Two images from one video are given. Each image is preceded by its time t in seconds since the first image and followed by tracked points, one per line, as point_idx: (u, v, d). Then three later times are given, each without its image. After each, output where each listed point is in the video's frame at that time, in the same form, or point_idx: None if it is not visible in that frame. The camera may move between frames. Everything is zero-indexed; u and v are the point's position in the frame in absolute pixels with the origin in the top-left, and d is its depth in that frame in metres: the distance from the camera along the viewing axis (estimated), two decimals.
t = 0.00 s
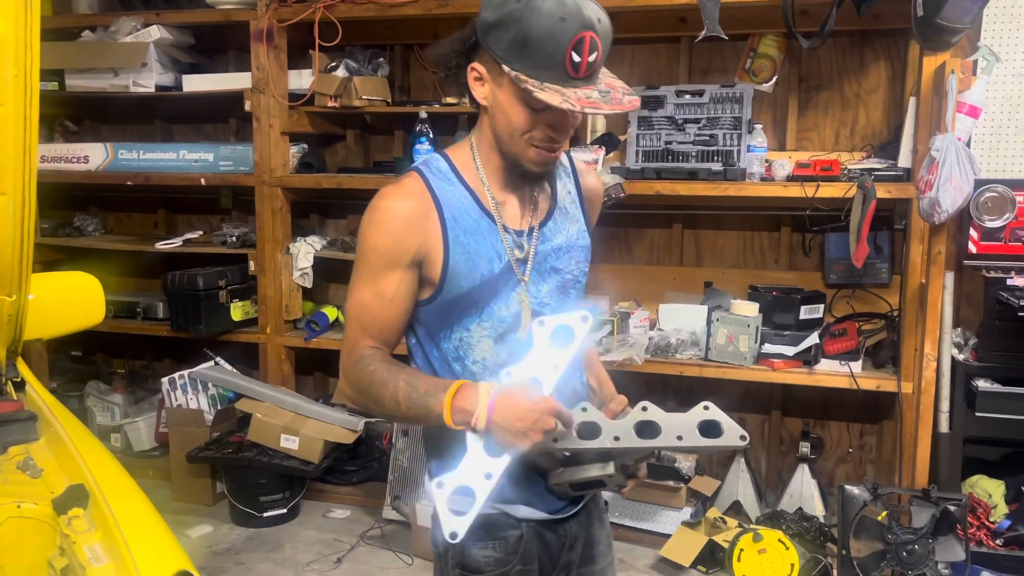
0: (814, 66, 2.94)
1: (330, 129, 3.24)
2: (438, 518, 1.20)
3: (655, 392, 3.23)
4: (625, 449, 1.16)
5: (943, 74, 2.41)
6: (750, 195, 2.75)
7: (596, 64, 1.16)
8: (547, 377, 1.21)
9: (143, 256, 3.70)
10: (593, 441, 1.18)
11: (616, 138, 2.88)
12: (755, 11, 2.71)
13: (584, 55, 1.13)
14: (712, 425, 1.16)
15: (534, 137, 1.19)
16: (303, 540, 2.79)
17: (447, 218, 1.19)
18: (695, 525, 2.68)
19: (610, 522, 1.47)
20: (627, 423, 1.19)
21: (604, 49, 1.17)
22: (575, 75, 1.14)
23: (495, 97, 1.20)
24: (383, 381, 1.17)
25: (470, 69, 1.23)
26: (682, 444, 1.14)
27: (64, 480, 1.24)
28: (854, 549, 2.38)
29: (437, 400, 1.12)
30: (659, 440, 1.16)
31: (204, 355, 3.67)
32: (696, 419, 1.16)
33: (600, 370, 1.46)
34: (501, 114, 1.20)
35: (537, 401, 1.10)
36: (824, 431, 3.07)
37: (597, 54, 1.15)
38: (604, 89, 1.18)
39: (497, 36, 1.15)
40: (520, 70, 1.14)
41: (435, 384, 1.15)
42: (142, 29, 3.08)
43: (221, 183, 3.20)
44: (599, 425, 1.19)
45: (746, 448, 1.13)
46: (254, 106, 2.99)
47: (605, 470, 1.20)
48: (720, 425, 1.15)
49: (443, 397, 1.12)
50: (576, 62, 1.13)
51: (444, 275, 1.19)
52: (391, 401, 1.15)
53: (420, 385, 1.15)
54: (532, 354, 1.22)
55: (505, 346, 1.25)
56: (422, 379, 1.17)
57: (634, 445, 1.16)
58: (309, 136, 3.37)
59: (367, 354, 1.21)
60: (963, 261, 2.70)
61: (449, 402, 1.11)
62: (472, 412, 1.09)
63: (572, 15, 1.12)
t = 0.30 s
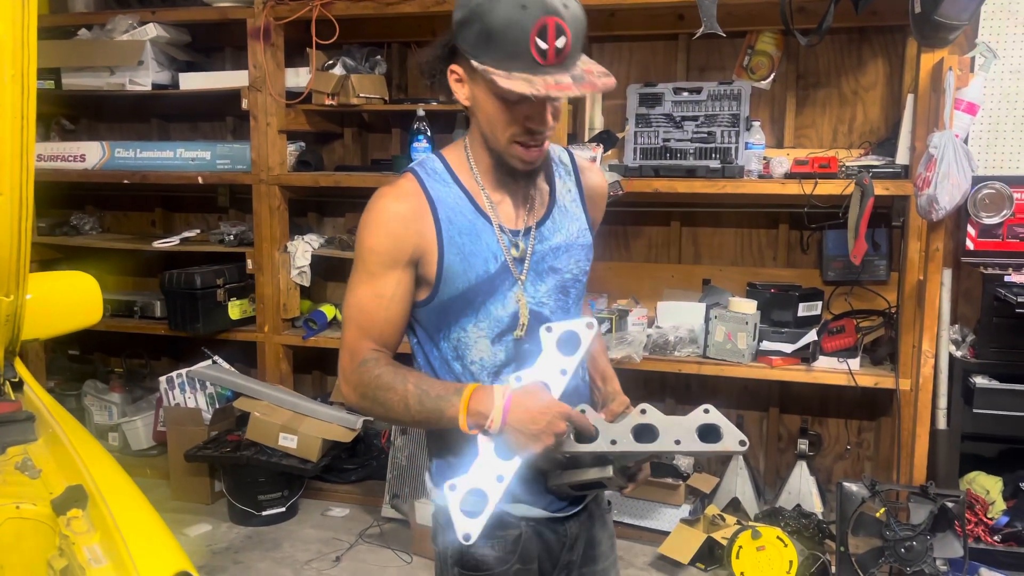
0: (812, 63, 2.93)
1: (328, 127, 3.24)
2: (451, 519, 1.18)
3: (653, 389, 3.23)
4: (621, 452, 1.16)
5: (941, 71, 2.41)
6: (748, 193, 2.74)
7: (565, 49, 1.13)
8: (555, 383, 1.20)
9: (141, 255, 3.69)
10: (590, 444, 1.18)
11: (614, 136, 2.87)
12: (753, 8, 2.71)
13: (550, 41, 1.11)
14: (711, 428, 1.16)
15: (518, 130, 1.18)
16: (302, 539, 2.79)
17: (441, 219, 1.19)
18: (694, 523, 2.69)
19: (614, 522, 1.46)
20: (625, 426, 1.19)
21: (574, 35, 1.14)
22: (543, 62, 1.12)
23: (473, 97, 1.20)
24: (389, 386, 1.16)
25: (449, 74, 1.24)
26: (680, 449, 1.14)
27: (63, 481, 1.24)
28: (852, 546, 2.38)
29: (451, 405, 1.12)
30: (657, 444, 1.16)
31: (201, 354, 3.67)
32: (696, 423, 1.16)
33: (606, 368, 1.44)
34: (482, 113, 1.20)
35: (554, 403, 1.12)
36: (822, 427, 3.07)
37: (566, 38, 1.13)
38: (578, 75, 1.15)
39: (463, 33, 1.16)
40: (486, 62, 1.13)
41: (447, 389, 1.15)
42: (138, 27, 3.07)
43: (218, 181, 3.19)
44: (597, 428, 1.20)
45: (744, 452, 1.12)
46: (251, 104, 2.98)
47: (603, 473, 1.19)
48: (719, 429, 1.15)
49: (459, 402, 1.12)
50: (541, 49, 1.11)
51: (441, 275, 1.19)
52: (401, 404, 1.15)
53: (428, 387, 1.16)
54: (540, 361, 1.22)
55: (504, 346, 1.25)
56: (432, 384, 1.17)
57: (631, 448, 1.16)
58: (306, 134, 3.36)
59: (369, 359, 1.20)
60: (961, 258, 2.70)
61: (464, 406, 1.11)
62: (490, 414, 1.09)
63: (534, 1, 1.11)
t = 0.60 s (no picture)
0: (812, 61, 2.93)
1: (327, 126, 3.24)
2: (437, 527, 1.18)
3: (653, 387, 3.24)
4: (627, 452, 1.16)
5: (940, 69, 2.41)
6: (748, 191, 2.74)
7: (526, 4, 1.14)
8: (552, 398, 1.19)
9: (140, 254, 3.69)
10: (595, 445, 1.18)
11: (614, 134, 2.87)
12: (752, 7, 2.71)
13: None
14: (716, 429, 1.15)
15: (501, 104, 1.18)
16: (303, 537, 2.80)
17: (443, 217, 1.19)
18: (694, 521, 2.69)
19: (617, 520, 1.47)
20: (629, 425, 1.19)
21: None
22: (502, 16, 1.14)
23: (459, 77, 1.23)
24: (385, 384, 1.15)
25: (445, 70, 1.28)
26: (684, 449, 1.14)
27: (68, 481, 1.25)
28: (852, 543, 2.39)
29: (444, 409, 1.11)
30: (661, 444, 1.16)
31: (201, 353, 3.67)
32: (700, 423, 1.16)
33: (611, 366, 1.45)
34: (473, 103, 1.21)
35: (545, 415, 1.08)
36: (822, 425, 3.08)
37: None
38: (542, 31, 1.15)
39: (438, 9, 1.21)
40: (451, 22, 1.16)
41: (441, 392, 1.15)
42: (137, 26, 3.07)
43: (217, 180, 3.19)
44: (601, 428, 1.19)
45: (749, 453, 1.12)
46: (251, 103, 2.98)
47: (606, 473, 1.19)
48: (724, 429, 1.14)
49: (452, 406, 1.11)
50: (499, 4, 1.13)
51: (443, 273, 1.20)
52: (395, 404, 1.14)
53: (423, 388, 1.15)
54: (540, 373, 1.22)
55: (506, 344, 1.26)
56: (427, 387, 1.16)
57: (635, 448, 1.16)
58: (305, 133, 3.36)
59: (369, 356, 1.20)
60: (960, 255, 2.71)
61: (457, 412, 1.10)
62: (478, 422, 1.08)
63: None
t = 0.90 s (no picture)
0: (812, 60, 2.94)
1: (328, 127, 3.25)
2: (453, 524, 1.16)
3: (654, 386, 3.24)
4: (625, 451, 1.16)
5: (940, 68, 2.41)
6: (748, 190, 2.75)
7: (529, 13, 1.12)
8: (563, 381, 1.17)
9: (141, 255, 3.70)
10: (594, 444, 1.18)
11: (614, 134, 2.87)
12: (752, 6, 2.71)
13: (512, 5, 1.11)
14: (716, 427, 1.15)
15: (505, 109, 1.17)
16: (304, 537, 2.80)
17: (442, 216, 1.20)
18: (695, 520, 2.69)
19: (623, 522, 1.47)
20: (629, 425, 1.18)
21: None
22: (507, 26, 1.12)
23: (457, 80, 1.21)
24: (398, 382, 1.16)
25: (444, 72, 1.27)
26: (683, 448, 1.14)
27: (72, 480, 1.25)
28: (854, 542, 2.39)
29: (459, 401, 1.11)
30: (660, 443, 1.16)
31: (203, 353, 3.68)
32: (700, 421, 1.16)
33: (614, 365, 1.45)
34: (470, 102, 1.20)
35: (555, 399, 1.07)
36: (822, 424, 3.08)
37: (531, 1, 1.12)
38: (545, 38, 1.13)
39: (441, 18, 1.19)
40: (456, 34, 1.15)
41: (452, 384, 1.15)
42: (138, 27, 3.07)
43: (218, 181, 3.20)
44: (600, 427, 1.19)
45: (749, 452, 1.11)
46: (251, 104, 2.99)
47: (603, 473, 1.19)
48: (724, 428, 1.14)
49: (466, 398, 1.11)
50: (503, 13, 1.11)
51: (442, 271, 1.20)
52: (408, 401, 1.15)
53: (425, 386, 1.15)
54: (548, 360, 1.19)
55: (506, 343, 1.26)
56: (441, 381, 1.16)
57: (634, 447, 1.16)
58: (306, 133, 3.36)
59: (379, 358, 1.22)
60: (960, 254, 2.71)
61: (470, 403, 1.10)
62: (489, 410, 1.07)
63: None
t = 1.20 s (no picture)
0: (813, 61, 2.94)
1: (330, 129, 3.26)
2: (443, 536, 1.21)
3: (656, 387, 3.25)
4: (622, 450, 1.17)
5: (940, 69, 2.42)
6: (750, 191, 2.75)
7: (559, 61, 1.15)
8: (551, 400, 1.22)
9: (144, 256, 3.71)
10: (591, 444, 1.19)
11: (616, 135, 2.88)
12: (753, 7, 2.72)
13: (545, 54, 1.14)
14: (713, 427, 1.16)
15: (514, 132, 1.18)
16: (307, 538, 2.81)
17: (441, 219, 1.21)
18: (698, 520, 2.70)
19: (625, 523, 1.46)
20: (627, 425, 1.21)
21: (569, 46, 1.17)
22: (538, 73, 1.14)
23: (472, 100, 1.21)
24: (391, 387, 1.17)
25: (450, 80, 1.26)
26: (681, 447, 1.15)
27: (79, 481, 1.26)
28: (855, 542, 2.39)
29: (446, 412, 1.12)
30: (659, 443, 1.17)
31: (205, 355, 3.69)
32: (698, 421, 1.17)
33: (615, 367, 1.46)
34: (479, 116, 1.21)
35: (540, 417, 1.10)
36: (824, 424, 3.09)
37: (560, 51, 1.15)
38: (572, 85, 1.17)
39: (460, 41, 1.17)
40: (484, 73, 1.15)
41: (442, 395, 1.16)
42: (141, 30, 3.09)
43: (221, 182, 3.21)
44: (598, 426, 1.22)
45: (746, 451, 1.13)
46: (254, 106, 3.00)
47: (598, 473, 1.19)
48: (721, 427, 1.15)
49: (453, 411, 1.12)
50: (536, 62, 1.13)
51: (442, 274, 1.21)
52: (399, 407, 1.15)
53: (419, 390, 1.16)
54: (537, 377, 1.23)
55: (505, 345, 1.26)
56: (430, 388, 1.17)
57: (632, 446, 1.17)
58: (308, 135, 3.37)
59: (374, 359, 1.22)
60: (961, 254, 2.72)
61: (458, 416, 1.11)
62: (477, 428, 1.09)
63: (530, 14, 1.13)
